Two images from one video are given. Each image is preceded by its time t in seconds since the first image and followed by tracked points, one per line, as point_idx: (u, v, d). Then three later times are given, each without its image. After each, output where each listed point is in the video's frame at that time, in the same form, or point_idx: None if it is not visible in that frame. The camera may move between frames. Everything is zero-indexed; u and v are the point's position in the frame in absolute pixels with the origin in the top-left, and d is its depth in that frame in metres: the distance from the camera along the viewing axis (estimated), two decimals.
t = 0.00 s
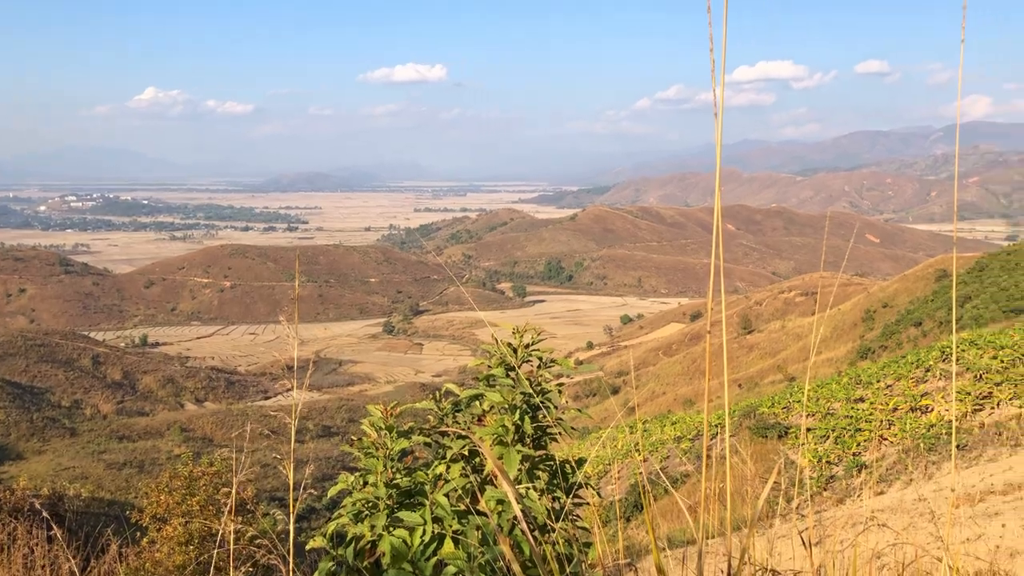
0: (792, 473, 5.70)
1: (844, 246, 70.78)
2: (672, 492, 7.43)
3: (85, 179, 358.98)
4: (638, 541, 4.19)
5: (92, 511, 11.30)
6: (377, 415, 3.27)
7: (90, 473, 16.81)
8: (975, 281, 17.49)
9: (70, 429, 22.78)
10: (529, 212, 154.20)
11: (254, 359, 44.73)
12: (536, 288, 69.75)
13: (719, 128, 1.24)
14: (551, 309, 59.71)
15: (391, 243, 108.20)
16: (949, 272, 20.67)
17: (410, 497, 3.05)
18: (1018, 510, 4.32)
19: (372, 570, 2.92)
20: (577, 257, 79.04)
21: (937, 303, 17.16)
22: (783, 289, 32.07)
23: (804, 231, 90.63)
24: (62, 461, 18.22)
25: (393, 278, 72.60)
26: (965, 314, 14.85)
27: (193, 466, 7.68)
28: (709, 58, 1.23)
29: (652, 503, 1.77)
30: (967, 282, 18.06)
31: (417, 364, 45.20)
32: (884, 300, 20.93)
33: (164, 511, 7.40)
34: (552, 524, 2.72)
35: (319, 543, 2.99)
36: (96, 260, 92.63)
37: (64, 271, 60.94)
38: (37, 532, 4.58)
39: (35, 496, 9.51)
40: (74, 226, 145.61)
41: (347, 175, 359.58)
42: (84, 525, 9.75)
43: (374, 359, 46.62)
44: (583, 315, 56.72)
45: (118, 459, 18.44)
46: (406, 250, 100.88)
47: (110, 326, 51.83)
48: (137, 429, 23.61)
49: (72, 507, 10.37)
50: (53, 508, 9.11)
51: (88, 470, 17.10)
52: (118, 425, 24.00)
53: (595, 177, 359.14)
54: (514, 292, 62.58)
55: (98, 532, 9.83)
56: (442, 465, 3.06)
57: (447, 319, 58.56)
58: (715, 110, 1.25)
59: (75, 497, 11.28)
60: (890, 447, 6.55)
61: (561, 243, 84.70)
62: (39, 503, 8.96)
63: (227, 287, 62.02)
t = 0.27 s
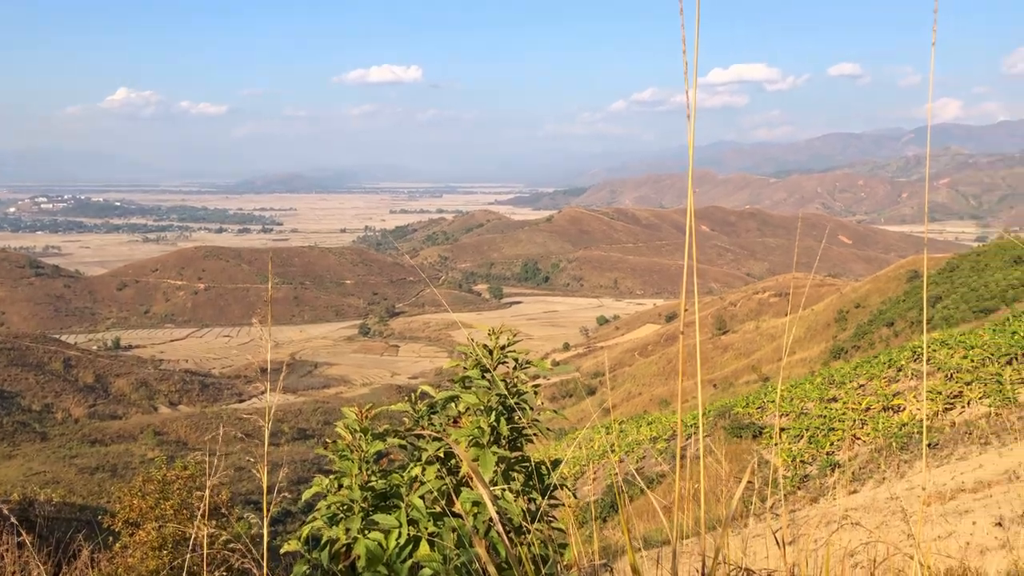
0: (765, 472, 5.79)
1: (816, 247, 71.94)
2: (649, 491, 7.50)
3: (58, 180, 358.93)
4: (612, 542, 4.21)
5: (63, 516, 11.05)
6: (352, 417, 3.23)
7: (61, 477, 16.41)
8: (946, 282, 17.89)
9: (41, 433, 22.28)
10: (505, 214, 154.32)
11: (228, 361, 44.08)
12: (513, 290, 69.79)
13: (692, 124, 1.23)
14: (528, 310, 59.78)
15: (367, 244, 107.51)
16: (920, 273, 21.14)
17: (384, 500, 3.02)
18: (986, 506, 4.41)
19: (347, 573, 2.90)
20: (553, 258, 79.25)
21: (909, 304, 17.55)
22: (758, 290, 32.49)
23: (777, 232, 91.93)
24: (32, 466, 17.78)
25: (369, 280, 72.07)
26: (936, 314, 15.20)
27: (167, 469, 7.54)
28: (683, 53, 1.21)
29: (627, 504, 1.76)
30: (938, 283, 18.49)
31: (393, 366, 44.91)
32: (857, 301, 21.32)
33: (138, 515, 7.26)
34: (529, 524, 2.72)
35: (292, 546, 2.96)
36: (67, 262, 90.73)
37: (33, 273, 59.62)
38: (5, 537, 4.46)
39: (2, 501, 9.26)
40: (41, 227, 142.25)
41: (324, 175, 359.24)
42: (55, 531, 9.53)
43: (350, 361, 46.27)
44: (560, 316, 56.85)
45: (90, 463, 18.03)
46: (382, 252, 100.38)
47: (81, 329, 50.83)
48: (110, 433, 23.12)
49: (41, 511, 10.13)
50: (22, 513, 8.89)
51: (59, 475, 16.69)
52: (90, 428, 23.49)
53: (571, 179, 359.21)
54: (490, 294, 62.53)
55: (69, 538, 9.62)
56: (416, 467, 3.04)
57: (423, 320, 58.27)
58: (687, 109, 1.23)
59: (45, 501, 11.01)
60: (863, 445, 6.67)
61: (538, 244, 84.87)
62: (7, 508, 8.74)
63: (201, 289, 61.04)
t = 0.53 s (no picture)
0: (741, 472, 5.83)
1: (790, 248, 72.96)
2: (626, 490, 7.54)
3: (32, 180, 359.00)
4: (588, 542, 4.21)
5: (34, 521, 10.81)
6: (327, 419, 3.20)
7: (32, 482, 16.01)
8: (919, 283, 18.22)
9: (12, 439, 21.84)
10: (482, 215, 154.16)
11: (202, 364, 43.42)
12: (490, 291, 69.73)
13: (663, 130, 1.26)
14: (506, 311, 59.77)
15: (343, 245, 106.78)
16: (892, 274, 21.53)
17: (360, 502, 2.98)
18: (957, 504, 4.48)
19: None
20: (531, 259, 79.38)
21: (883, 303, 17.86)
22: (733, 291, 32.84)
23: (751, 233, 93.06)
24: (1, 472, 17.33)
25: (345, 281, 71.46)
26: (908, 314, 15.49)
27: (141, 473, 7.40)
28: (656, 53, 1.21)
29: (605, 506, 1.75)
30: (910, 284, 18.82)
31: (370, 368, 44.58)
32: (831, 301, 21.65)
33: (111, 520, 7.13)
34: (504, 527, 2.70)
35: (267, 552, 2.91)
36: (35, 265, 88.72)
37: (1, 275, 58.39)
38: None
39: None
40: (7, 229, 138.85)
41: (300, 176, 358.84)
42: (26, 537, 9.32)
43: (326, 363, 45.86)
44: (537, 318, 56.91)
45: (61, 468, 17.62)
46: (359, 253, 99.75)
47: (53, 333, 49.97)
48: (82, 437, 22.63)
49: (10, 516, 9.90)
50: None
51: (30, 480, 16.29)
52: (62, 433, 22.96)
53: (547, 180, 359.69)
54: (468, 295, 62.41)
55: (41, 543, 9.44)
56: (394, 468, 3.02)
57: (400, 322, 57.91)
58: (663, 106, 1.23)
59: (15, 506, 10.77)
60: (837, 443, 6.76)
61: (515, 245, 84.94)
62: None
63: (175, 291, 60.06)
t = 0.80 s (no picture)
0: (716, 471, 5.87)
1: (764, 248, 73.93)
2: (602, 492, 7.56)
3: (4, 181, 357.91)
4: (566, 542, 4.20)
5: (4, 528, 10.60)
6: (301, 421, 3.16)
7: (3, 487, 15.62)
8: (892, 283, 18.55)
9: None
10: (459, 216, 153.93)
11: (176, 367, 42.79)
12: (467, 292, 69.63)
13: (637, 137, 1.30)
14: (483, 312, 59.76)
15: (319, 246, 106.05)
16: (866, 274, 21.90)
17: (336, 504, 2.95)
18: (930, 501, 4.56)
19: None
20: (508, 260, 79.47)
21: (856, 303, 18.17)
22: (710, 292, 33.16)
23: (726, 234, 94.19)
24: None
25: (321, 283, 70.84)
26: (881, 314, 15.82)
27: (114, 476, 7.27)
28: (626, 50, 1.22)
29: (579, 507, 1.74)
30: (883, 284, 19.15)
31: (346, 369, 44.23)
32: (805, 301, 21.98)
33: (84, 525, 7.00)
34: (478, 530, 2.68)
35: (241, 555, 2.88)
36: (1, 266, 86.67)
37: None
38: None
39: None
40: None
41: (275, 177, 358.95)
42: None
43: (303, 365, 45.42)
44: (515, 318, 56.98)
45: (33, 473, 17.22)
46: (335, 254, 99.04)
47: (24, 337, 49.87)
48: (54, 441, 22.15)
49: None
50: None
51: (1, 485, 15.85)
52: (33, 437, 22.44)
53: (524, 181, 360.43)
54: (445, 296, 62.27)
55: (12, 550, 9.28)
56: (370, 471, 3.00)
57: (377, 324, 57.55)
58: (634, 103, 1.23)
59: None
60: (811, 442, 6.84)
61: (492, 246, 84.98)
62: None
63: (149, 293, 59.10)
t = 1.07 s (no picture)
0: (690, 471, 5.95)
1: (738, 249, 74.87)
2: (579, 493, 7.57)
3: None
4: (540, 543, 4.21)
5: None
6: (272, 424, 3.10)
7: None
8: (864, 283, 18.93)
9: None
10: (435, 217, 153.59)
11: (149, 370, 41.65)
12: (443, 294, 69.43)
13: (612, 138, 1.28)
14: (459, 314, 59.66)
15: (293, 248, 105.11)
16: (837, 275, 22.30)
17: (308, 508, 2.92)
18: (902, 498, 4.66)
19: None
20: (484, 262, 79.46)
21: (829, 303, 18.51)
22: (685, 292, 33.45)
23: (700, 235, 95.25)
24: None
25: (296, 285, 70.12)
26: (853, 314, 16.12)
27: (86, 481, 7.11)
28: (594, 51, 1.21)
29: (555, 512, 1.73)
30: (854, 284, 19.53)
31: (321, 372, 43.83)
32: (778, 301, 22.32)
33: (52, 531, 6.83)
34: (455, 531, 2.66)
35: (212, 559, 2.82)
36: None
37: None
38: None
39: None
40: None
41: (248, 178, 359.02)
42: None
43: (277, 367, 44.88)
44: (491, 320, 57.00)
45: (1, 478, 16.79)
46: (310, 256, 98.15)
47: None
48: (22, 446, 21.65)
49: None
50: None
51: None
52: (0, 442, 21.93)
53: (500, 182, 361.03)
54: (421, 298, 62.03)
55: None
56: (340, 474, 2.97)
57: (352, 326, 57.12)
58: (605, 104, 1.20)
59: None
60: (785, 442, 6.93)
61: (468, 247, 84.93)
62: None
63: (121, 295, 58.10)
